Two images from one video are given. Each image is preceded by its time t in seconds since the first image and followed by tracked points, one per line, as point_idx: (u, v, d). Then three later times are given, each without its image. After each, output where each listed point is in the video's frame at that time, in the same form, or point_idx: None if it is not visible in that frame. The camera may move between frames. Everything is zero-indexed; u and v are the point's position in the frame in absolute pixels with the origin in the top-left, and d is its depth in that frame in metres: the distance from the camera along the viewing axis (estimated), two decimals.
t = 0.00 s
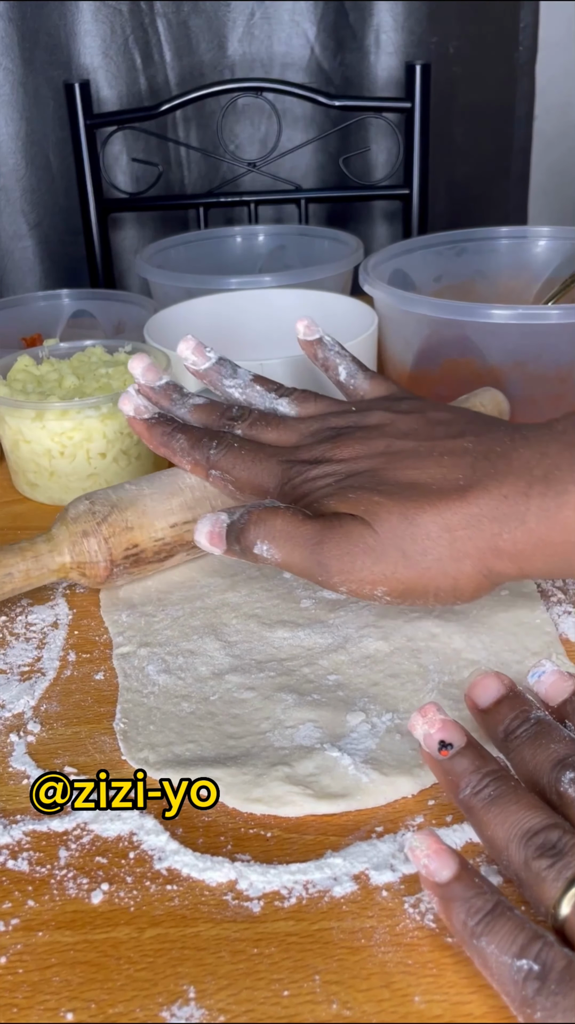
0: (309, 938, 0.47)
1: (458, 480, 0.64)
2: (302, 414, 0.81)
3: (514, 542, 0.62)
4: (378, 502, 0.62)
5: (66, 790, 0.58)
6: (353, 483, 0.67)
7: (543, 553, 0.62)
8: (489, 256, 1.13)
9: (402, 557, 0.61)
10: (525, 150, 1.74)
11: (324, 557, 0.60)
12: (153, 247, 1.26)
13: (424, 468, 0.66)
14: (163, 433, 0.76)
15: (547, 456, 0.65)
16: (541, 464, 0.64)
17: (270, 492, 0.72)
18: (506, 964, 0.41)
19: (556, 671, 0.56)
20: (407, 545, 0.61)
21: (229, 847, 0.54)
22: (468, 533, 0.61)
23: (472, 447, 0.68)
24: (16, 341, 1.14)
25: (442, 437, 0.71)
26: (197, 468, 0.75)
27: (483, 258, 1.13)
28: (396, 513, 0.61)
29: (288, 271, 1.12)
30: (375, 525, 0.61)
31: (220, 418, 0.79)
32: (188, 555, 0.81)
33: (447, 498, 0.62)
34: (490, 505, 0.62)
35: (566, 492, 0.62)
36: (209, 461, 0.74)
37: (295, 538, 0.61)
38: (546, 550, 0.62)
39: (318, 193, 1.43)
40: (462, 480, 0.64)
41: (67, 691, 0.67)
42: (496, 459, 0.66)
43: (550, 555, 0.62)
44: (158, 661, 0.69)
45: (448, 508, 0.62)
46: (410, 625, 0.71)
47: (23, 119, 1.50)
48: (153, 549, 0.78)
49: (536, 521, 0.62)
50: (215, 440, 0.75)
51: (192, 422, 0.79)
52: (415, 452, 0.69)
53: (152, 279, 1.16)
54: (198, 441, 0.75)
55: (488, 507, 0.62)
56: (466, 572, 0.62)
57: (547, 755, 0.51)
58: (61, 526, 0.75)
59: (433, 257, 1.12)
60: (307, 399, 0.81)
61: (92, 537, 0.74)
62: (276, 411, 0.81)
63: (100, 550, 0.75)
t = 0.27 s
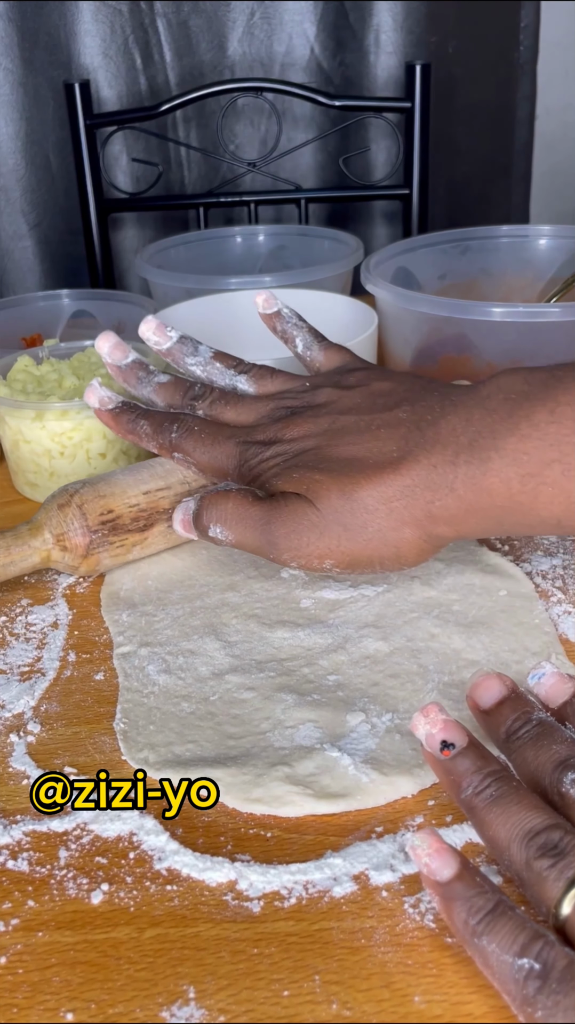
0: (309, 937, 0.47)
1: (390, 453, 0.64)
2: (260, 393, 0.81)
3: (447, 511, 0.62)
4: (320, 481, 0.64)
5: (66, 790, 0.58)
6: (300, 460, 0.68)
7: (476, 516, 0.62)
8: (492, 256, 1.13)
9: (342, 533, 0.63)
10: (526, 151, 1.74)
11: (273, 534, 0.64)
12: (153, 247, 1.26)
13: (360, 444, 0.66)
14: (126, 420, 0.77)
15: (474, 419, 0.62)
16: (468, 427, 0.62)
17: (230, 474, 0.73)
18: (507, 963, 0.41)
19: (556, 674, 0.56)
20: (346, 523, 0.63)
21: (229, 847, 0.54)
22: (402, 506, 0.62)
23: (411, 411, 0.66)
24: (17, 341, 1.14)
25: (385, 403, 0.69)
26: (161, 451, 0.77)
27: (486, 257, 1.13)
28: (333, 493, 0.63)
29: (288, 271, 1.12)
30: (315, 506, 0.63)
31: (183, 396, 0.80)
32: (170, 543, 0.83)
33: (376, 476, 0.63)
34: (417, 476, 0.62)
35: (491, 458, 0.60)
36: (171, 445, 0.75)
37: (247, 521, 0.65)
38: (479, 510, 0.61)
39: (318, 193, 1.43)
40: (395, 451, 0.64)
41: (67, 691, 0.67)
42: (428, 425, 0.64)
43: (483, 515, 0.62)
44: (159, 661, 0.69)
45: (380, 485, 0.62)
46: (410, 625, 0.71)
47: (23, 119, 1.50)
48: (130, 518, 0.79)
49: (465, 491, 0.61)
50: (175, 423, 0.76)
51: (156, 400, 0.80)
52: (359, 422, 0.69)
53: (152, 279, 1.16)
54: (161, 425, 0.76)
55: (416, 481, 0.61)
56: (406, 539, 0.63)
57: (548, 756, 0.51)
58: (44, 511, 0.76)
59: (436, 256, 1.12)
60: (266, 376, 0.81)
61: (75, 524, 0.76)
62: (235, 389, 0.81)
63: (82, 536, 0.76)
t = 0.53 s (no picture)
0: (309, 937, 0.47)
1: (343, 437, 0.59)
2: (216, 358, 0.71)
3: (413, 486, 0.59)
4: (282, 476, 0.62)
5: (66, 791, 0.58)
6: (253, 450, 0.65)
7: (440, 485, 0.59)
8: (494, 256, 1.13)
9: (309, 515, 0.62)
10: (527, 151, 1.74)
11: (256, 532, 0.66)
12: (153, 247, 1.26)
13: (308, 429, 0.61)
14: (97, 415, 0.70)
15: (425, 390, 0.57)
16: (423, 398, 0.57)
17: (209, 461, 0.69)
18: (507, 961, 0.41)
19: (559, 676, 0.56)
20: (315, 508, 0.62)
21: (229, 847, 0.54)
22: (368, 489, 0.60)
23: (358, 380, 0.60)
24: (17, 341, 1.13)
25: (325, 367, 0.63)
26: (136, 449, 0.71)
27: (487, 257, 1.13)
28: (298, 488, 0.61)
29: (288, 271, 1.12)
30: (286, 501, 0.63)
31: (144, 369, 0.70)
32: (159, 529, 0.83)
33: (336, 465, 0.59)
34: (377, 458, 0.58)
35: (450, 428, 0.56)
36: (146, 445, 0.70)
37: (231, 525, 0.67)
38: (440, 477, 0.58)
39: (318, 193, 1.43)
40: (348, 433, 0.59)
41: (67, 691, 0.67)
42: (378, 399, 0.58)
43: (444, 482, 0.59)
44: (159, 661, 0.69)
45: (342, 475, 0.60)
46: (410, 625, 0.71)
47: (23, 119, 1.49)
48: (113, 497, 0.80)
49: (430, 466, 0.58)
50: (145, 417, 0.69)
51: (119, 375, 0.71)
52: (301, 395, 0.62)
53: (153, 278, 1.16)
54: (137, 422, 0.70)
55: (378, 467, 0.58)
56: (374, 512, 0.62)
57: (546, 758, 0.51)
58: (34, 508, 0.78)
59: (437, 256, 1.12)
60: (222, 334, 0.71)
61: (59, 508, 0.77)
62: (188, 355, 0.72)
63: (68, 528, 0.77)
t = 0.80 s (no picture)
0: (309, 938, 0.47)
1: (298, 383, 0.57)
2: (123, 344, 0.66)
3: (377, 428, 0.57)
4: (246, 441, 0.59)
5: (66, 790, 0.58)
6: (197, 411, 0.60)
7: (399, 421, 0.57)
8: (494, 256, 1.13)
9: (269, 470, 0.60)
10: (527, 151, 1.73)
11: (231, 518, 0.65)
12: (153, 247, 1.26)
13: (254, 383, 0.58)
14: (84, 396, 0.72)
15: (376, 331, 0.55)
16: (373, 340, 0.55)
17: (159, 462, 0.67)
18: (504, 959, 0.42)
19: (551, 672, 0.57)
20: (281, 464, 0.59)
21: (229, 847, 0.54)
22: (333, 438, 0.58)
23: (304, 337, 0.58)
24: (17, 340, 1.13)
25: (266, 315, 0.60)
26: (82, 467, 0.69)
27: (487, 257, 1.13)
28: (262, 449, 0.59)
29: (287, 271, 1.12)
30: (252, 476, 0.60)
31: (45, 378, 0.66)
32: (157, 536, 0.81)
33: (296, 417, 0.57)
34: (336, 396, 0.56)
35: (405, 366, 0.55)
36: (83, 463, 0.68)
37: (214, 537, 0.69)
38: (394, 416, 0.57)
39: (318, 193, 1.43)
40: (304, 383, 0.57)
41: (68, 691, 0.67)
42: (328, 342, 0.57)
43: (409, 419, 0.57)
44: (159, 661, 0.69)
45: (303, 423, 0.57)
46: (410, 625, 0.71)
47: (23, 119, 1.47)
48: (119, 502, 0.78)
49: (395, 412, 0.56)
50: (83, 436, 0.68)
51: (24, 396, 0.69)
52: (241, 346, 0.59)
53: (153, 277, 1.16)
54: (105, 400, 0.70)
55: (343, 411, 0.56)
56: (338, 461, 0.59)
57: (539, 750, 0.51)
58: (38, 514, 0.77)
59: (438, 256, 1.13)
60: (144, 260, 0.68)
61: (66, 512, 0.76)
62: (90, 349, 0.67)
63: (74, 534, 0.77)
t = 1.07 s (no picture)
0: (309, 938, 0.47)
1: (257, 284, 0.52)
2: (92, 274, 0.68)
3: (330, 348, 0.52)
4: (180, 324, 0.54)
5: (66, 790, 0.58)
6: (147, 285, 0.55)
7: (353, 353, 0.52)
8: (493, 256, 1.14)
9: (203, 368, 0.54)
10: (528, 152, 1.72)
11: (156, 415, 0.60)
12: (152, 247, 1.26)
13: (217, 271, 0.54)
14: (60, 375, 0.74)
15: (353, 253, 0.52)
16: (348, 258, 0.52)
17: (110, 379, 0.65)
18: (508, 956, 0.41)
19: (555, 660, 0.57)
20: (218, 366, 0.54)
21: (229, 847, 0.54)
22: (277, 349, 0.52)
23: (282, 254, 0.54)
24: (18, 341, 1.13)
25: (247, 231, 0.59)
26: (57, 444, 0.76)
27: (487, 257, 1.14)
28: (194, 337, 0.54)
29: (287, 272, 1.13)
30: (181, 367, 0.55)
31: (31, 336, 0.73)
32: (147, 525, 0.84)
33: (241, 310, 0.52)
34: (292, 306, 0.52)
35: (374, 286, 0.51)
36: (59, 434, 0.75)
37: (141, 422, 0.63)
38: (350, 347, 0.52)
39: (318, 193, 1.43)
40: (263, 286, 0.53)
41: (67, 691, 0.67)
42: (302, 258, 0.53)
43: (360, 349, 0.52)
44: (159, 661, 0.69)
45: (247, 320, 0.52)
46: (409, 625, 0.71)
47: (23, 119, 1.47)
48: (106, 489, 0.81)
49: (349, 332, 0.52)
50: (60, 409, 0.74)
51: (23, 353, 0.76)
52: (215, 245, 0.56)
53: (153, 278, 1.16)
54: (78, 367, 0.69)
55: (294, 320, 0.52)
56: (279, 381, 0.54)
57: (546, 741, 0.51)
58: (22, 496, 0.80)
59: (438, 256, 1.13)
60: (111, 216, 0.69)
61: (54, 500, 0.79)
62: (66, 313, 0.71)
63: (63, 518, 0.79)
